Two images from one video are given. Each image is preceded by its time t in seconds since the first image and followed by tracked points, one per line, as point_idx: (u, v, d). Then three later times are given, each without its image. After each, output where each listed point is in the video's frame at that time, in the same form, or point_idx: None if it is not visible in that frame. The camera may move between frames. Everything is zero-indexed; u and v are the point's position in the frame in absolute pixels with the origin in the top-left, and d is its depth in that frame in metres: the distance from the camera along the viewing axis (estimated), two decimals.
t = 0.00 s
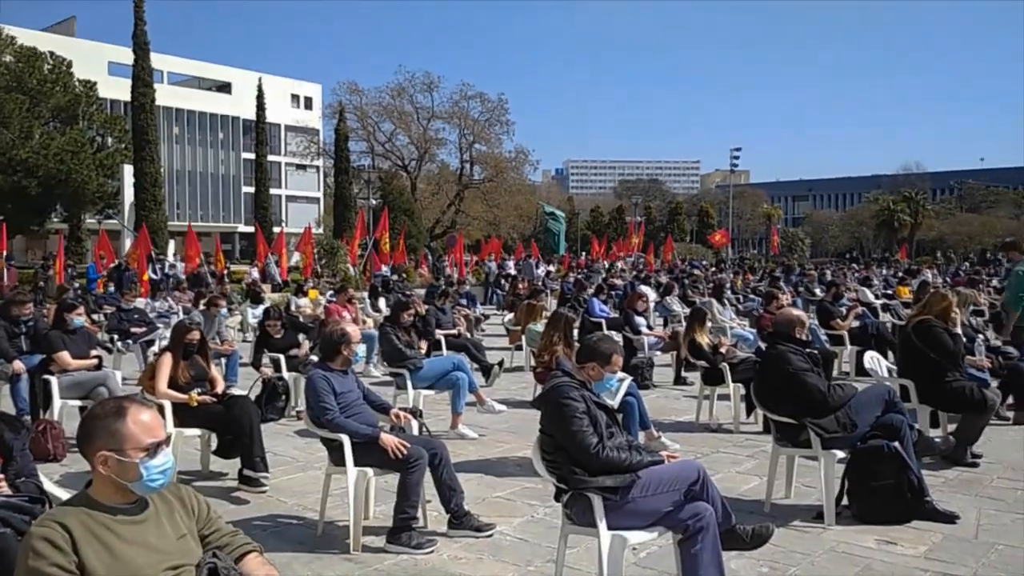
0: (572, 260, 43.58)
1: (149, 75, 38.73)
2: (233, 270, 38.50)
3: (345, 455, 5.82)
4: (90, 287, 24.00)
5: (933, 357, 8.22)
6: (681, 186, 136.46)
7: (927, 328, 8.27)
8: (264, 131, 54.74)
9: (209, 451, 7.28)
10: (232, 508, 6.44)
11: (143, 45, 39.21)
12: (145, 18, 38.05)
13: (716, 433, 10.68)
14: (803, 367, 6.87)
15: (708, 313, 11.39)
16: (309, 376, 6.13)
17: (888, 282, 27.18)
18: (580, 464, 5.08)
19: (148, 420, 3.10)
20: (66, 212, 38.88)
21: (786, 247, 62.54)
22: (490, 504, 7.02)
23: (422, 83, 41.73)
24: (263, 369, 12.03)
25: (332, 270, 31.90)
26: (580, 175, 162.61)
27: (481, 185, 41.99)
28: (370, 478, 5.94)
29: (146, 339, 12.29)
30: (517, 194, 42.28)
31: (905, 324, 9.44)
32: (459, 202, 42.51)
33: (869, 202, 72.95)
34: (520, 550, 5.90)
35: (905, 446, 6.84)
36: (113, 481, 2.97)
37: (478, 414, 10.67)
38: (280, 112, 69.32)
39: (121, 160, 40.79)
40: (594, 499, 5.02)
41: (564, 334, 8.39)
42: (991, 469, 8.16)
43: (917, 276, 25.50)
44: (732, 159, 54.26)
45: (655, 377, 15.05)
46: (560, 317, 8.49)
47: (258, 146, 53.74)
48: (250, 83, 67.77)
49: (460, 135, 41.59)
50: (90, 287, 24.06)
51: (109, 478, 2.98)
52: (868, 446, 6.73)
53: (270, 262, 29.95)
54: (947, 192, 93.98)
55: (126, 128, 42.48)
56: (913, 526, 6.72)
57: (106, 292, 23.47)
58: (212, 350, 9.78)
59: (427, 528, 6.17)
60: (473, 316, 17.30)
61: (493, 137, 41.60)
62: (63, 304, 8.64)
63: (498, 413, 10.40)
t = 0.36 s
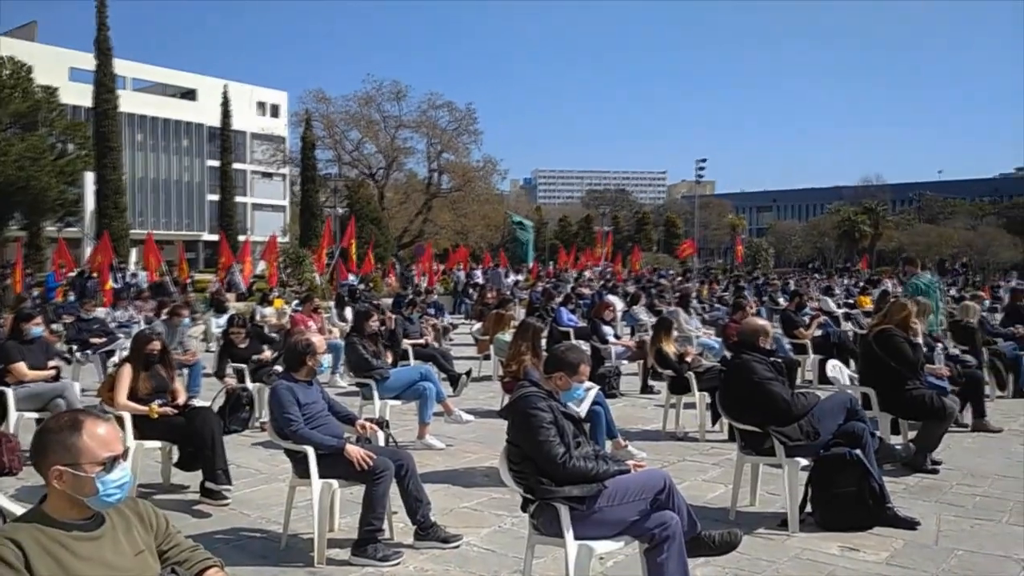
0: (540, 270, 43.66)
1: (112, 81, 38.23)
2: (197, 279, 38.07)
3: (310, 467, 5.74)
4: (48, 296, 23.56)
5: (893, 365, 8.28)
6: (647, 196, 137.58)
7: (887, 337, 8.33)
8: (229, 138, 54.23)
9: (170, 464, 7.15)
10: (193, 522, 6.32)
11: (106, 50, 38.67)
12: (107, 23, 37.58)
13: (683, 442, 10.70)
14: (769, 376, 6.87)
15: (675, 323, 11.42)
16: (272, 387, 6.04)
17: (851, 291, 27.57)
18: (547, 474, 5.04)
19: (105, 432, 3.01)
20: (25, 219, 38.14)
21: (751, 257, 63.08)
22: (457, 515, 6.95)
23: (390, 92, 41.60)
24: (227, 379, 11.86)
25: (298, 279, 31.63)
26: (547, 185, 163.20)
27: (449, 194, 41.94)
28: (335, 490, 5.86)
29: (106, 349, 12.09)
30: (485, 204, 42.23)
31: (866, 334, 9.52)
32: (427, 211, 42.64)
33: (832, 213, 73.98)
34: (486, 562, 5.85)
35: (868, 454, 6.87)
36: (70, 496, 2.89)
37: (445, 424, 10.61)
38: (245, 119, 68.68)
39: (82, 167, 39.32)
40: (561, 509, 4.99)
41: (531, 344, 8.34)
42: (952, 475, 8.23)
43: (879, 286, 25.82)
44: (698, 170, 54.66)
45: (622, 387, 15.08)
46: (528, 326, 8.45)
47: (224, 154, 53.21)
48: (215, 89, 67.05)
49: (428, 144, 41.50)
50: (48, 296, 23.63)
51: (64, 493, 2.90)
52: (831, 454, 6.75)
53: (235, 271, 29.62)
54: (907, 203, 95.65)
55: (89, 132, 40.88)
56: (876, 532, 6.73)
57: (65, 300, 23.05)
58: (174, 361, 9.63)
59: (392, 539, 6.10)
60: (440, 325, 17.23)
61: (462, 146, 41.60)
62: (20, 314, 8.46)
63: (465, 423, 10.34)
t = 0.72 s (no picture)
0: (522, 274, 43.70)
1: (89, 82, 37.95)
2: (175, 283, 37.81)
3: (288, 473, 5.69)
4: (24, 298, 23.27)
5: (869, 370, 8.33)
6: (628, 201, 138.04)
7: (865, 342, 8.37)
8: (209, 140, 53.93)
9: (146, 470, 7.08)
10: (169, 529, 6.25)
11: (84, 51, 38.40)
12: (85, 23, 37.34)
13: (664, 446, 10.71)
14: (747, 381, 6.87)
15: (656, 327, 11.43)
16: (250, 391, 5.99)
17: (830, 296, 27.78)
18: (526, 479, 5.02)
19: (79, 438, 2.98)
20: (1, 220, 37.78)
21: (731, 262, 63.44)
22: (436, 521, 6.92)
23: (372, 95, 41.53)
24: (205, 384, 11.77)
25: (277, 283, 31.50)
26: (529, 189, 163.65)
27: (431, 198, 41.91)
28: (313, 495, 5.81)
29: (83, 353, 11.97)
30: (467, 208, 42.32)
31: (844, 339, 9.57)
32: (409, 214, 42.32)
33: (811, 218, 74.55)
34: (466, 568, 5.82)
35: (845, 459, 6.88)
36: (41, 501, 2.86)
37: (425, 429, 10.58)
38: (225, 122, 68.31)
39: (59, 169, 39.42)
40: (541, 515, 4.97)
41: (513, 349, 8.34)
42: (929, 479, 8.28)
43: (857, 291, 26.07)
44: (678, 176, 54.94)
45: (603, 391, 15.09)
46: (509, 331, 8.42)
47: (203, 156, 52.93)
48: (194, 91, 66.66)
49: (410, 147, 41.44)
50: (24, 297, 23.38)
51: (36, 500, 2.87)
52: (809, 458, 6.76)
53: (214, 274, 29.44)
54: (885, 209, 96.62)
55: (64, 135, 40.91)
56: (853, 536, 6.75)
57: (42, 303, 22.81)
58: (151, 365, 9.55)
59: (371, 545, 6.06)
60: (421, 329, 17.19)
61: (444, 150, 41.59)
62: None
63: (445, 428, 10.32)
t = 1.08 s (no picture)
0: (500, 280, 43.69)
1: (64, 85, 37.52)
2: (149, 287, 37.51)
3: (263, 480, 5.64)
4: None
5: (842, 376, 8.38)
6: (606, 208, 138.31)
7: (839, 349, 8.42)
8: (185, 144, 53.51)
9: (119, 477, 7.00)
10: (141, 537, 6.17)
11: (58, 53, 38.03)
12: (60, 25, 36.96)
13: (640, 452, 10.73)
14: (723, 388, 6.89)
15: (633, 333, 11.45)
16: (225, 398, 5.93)
17: (805, 303, 27.96)
18: (503, 486, 5.00)
19: (49, 446, 2.93)
20: None
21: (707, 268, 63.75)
22: (412, 527, 6.89)
23: (350, 100, 41.38)
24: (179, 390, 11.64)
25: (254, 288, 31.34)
26: (508, 195, 163.75)
27: (409, 204, 41.79)
28: (288, 503, 5.76)
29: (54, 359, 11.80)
30: (446, 213, 42.18)
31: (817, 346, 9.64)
32: (387, 220, 42.28)
33: (786, 226, 75.06)
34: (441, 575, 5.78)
35: (819, 465, 6.92)
36: (11, 511, 2.81)
37: (403, 435, 10.53)
38: (201, 125, 67.80)
39: (31, 172, 39.57)
40: (517, 521, 4.95)
41: (491, 354, 8.32)
42: (902, 485, 8.34)
43: (831, 298, 26.32)
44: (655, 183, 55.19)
45: (581, 397, 15.10)
46: (487, 337, 8.39)
47: (179, 160, 52.53)
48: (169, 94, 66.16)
49: (388, 152, 41.32)
50: None
51: (6, 507, 2.82)
52: (783, 464, 6.79)
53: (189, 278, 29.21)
54: (858, 217, 97.52)
55: (38, 138, 41.04)
56: (827, 541, 6.78)
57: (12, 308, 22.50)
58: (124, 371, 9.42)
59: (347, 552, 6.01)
60: (399, 335, 17.13)
61: (422, 155, 41.51)
62: None
63: (422, 434, 10.27)
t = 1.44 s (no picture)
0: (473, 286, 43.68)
1: (30, 87, 37.10)
2: (116, 293, 37.07)
3: (231, 488, 5.59)
4: None
5: (810, 382, 8.45)
6: (579, 215, 138.68)
7: (807, 356, 8.49)
8: (155, 148, 53.01)
9: (84, 486, 6.92)
10: (106, 546, 6.09)
11: (25, 55, 37.54)
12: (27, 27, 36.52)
13: (611, 458, 10.75)
14: (693, 394, 6.92)
15: (604, 340, 11.48)
16: (193, 405, 5.88)
17: (774, 310, 28.21)
18: (474, 493, 5.00)
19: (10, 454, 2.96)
20: None
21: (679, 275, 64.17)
22: (383, 535, 6.86)
23: (323, 105, 41.19)
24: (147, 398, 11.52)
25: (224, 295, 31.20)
26: (481, 202, 163.86)
27: (382, 210, 41.62)
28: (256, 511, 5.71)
29: (17, 364, 11.63)
30: (419, 219, 42.12)
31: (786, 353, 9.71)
32: (359, 225, 42.05)
33: (757, 234, 75.75)
34: None
35: (788, 470, 6.98)
36: None
37: (374, 442, 10.48)
38: (171, 128, 67.23)
39: None
40: (487, 527, 4.95)
41: (462, 361, 8.32)
42: (868, 489, 8.43)
43: (799, 306, 26.59)
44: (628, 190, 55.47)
45: (552, 404, 15.12)
46: (458, 344, 8.36)
47: (148, 164, 52.03)
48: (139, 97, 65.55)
49: (361, 158, 41.16)
50: None
51: None
52: (752, 470, 6.84)
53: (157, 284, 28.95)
54: (828, 226, 98.62)
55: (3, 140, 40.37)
56: (795, 546, 6.83)
57: None
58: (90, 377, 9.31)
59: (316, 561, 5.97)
60: (370, 342, 17.06)
61: (395, 161, 41.39)
62: None
63: (394, 441, 10.23)
